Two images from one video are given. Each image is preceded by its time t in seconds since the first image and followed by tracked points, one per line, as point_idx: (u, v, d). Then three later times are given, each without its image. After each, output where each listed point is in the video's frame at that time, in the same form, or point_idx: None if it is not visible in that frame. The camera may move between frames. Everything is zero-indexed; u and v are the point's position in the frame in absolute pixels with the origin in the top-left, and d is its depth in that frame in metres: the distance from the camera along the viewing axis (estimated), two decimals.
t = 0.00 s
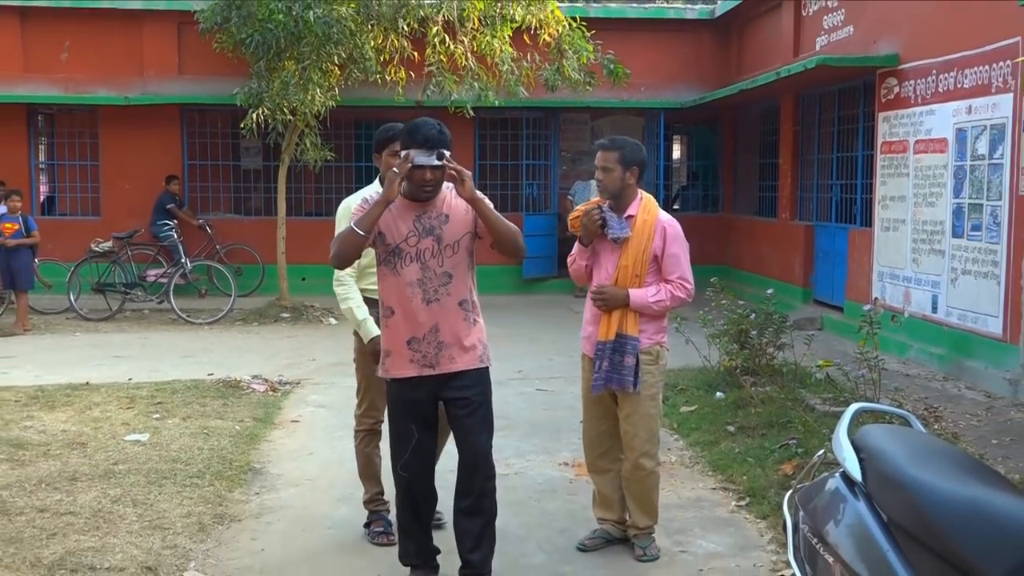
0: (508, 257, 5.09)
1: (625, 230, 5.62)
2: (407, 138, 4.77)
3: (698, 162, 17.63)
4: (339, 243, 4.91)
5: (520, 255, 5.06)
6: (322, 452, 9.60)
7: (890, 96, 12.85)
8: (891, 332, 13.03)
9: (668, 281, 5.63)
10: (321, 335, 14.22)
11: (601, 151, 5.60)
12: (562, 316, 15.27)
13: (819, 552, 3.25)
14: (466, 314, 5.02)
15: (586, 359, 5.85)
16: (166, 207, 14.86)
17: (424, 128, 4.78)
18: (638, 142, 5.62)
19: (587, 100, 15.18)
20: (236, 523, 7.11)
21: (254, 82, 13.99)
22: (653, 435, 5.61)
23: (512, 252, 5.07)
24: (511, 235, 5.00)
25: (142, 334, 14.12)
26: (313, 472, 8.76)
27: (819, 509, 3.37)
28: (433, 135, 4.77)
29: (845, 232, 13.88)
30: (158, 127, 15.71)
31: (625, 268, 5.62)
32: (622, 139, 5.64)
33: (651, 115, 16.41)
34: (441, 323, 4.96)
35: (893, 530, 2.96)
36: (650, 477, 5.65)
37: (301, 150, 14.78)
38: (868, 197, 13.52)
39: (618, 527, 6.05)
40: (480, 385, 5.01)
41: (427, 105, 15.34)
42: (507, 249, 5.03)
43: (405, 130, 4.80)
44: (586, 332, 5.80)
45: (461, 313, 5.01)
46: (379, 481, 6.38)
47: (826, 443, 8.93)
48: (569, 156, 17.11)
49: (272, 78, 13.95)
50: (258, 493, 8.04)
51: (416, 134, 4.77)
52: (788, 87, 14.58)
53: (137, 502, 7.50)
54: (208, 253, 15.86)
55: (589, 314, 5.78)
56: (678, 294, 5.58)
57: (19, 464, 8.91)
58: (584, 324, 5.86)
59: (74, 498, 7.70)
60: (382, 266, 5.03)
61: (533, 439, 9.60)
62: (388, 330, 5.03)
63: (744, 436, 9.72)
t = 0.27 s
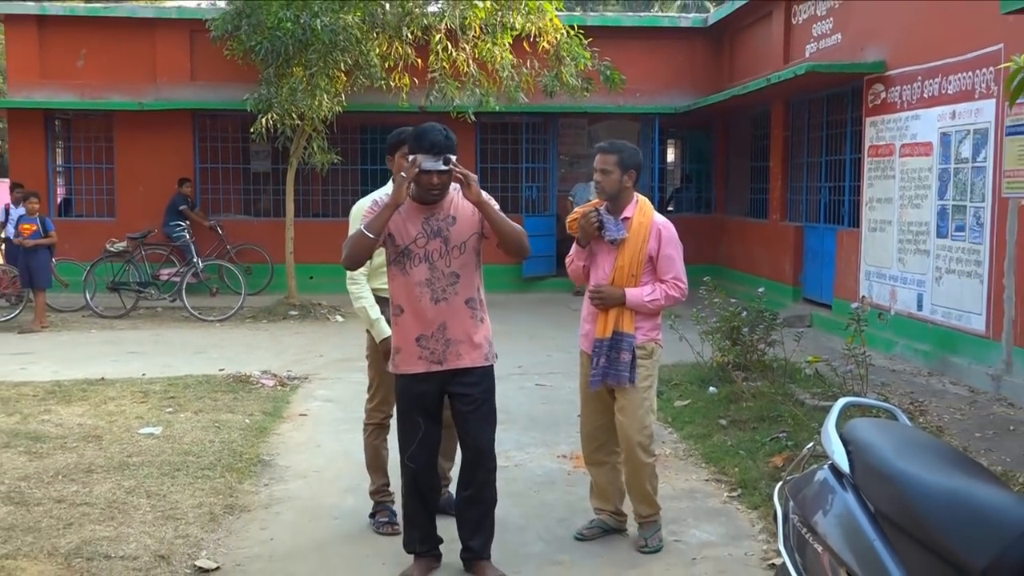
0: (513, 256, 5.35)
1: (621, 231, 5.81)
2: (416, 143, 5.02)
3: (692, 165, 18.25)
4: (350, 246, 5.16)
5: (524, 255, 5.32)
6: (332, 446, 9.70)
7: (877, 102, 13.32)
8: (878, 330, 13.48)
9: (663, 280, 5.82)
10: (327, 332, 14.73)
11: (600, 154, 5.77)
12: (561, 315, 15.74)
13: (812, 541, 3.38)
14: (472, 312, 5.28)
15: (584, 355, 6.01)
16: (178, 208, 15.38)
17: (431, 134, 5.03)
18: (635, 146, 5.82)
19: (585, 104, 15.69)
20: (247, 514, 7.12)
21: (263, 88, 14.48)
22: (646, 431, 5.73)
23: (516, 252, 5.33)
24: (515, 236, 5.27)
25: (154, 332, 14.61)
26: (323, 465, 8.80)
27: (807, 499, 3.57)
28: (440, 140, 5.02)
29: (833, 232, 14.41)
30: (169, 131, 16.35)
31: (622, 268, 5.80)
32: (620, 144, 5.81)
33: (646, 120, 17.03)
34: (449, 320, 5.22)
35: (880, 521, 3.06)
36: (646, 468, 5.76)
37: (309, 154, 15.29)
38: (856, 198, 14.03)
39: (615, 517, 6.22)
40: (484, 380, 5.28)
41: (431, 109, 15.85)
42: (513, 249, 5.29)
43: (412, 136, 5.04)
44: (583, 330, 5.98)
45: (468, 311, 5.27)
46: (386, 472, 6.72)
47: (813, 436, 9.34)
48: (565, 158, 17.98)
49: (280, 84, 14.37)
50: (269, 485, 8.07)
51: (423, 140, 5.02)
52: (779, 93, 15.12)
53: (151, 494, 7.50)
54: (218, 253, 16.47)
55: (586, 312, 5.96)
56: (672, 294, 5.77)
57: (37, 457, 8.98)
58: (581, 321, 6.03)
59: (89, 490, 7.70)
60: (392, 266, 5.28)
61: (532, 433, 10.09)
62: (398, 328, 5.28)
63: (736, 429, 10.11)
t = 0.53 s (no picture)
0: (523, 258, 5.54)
1: (623, 232, 5.82)
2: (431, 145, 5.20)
3: (686, 168, 18.85)
4: (366, 244, 5.37)
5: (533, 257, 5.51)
6: (334, 440, 10.09)
7: (867, 105, 13.71)
8: (868, 327, 13.85)
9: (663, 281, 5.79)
10: (333, 330, 15.16)
11: (606, 155, 5.81)
12: (560, 313, 16.15)
13: (802, 534, 3.27)
14: (483, 311, 5.47)
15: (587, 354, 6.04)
16: (188, 208, 15.84)
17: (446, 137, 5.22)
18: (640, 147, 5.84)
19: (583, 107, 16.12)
20: (254, 506, 7.28)
21: (270, 93, 14.87)
22: (654, 428, 5.76)
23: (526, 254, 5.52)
24: (525, 238, 5.45)
25: (165, 329, 15.05)
26: (326, 458, 9.09)
27: (800, 490, 3.42)
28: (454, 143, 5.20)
29: (824, 232, 14.84)
30: (179, 135, 16.88)
31: (622, 268, 5.81)
32: (625, 145, 5.85)
33: (642, 123, 17.54)
34: (459, 318, 5.40)
35: (870, 513, 2.97)
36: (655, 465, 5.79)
37: (315, 155, 15.73)
38: (846, 199, 14.45)
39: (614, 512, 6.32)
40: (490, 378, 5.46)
41: (433, 112, 16.30)
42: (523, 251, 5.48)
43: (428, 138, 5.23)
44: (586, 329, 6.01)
45: (478, 310, 5.45)
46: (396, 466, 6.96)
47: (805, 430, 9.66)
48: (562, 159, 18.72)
49: (287, 88, 14.77)
50: (273, 477, 8.33)
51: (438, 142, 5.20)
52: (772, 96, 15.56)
53: (160, 487, 7.69)
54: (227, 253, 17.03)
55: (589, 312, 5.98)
56: (671, 294, 5.74)
57: (51, 450, 9.25)
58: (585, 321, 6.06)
59: (101, 482, 7.89)
60: (406, 264, 5.48)
61: (532, 427, 10.51)
62: (409, 324, 5.46)
63: (730, 424, 10.43)
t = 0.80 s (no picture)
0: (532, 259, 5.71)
1: (633, 233, 5.91)
2: (445, 148, 5.36)
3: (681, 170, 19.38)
4: (380, 244, 5.52)
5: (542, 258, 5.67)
6: (337, 436, 10.43)
7: (859, 109, 14.02)
8: (861, 326, 14.15)
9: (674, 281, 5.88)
10: (336, 329, 15.48)
11: (615, 158, 5.92)
12: (559, 313, 16.46)
13: (795, 528, 3.40)
14: (492, 311, 5.63)
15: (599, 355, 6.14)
16: (194, 211, 16.21)
17: (460, 140, 5.37)
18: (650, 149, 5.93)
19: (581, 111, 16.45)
20: (259, 501, 7.53)
21: (275, 96, 15.18)
22: (664, 430, 5.90)
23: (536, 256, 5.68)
24: (536, 240, 5.61)
25: (172, 328, 15.39)
26: (330, 455, 9.42)
27: (795, 484, 3.58)
28: (468, 146, 5.36)
29: (817, 233, 15.16)
30: (186, 139, 17.24)
31: (633, 270, 5.90)
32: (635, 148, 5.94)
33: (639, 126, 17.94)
34: (470, 318, 5.57)
35: (859, 506, 3.08)
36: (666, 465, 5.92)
37: (319, 158, 16.06)
38: (839, 201, 14.77)
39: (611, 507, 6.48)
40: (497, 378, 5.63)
41: (435, 116, 16.63)
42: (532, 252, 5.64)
43: (442, 141, 5.39)
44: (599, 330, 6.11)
45: (489, 310, 5.62)
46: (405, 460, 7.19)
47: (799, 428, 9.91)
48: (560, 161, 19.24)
49: (291, 92, 15.04)
50: (278, 473, 8.61)
51: (452, 145, 5.36)
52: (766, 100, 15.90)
53: (168, 483, 7.97)
54: (232, 254, 17.44)
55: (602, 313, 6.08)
56: (681, 295, 5.82)
57: (61, 446, 9.58)
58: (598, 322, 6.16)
59: (109, 478, 8.18)
60: (418, 263, 5.63)
61: (531, 425, 10.84)
62: (421, 322, 5.63)
63: (725, 421, 10.70)
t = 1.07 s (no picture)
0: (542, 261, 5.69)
1: (641, 234, 5.93)
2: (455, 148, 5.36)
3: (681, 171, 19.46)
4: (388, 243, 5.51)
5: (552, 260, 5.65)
6: (338, 435, 10.48)
7: (858, 110, 14.07)
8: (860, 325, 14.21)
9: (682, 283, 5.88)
10: (336, 329, 15.53)
11: (625, 158, 5.96)
12: (558, 313, 16.51)
13: (795, 528, 3.40)
14: (501, 313, 5.62)
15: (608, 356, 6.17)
16: (195, 211, 16.27)
17: (470, 141, 5.37)
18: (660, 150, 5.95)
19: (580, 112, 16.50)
20: (259, 501, 7.57)
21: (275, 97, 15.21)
22: (671, 431, 5.93)
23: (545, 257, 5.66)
24: (545, 242, 5.60)
25: (172, 328, 15.42)
26: (330, 454, 9.46)
27: (794, 483, 3.60)
28: (478, 147, 5.36)
29: (816, 234, 15.20)
30: (186, 140, 17.29)
31: (642, 271, 5.92)
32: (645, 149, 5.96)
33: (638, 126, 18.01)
34: (478, 319, 5.56)
35: (860, 506, 3.08)
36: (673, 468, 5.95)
37: (319, 158, 16.11)
38: (838, 202, 14.82)
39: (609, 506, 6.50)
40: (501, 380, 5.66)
41: (435, 116, 16.68)
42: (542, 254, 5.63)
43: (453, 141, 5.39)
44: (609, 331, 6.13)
45: (496, 311, 5.61)
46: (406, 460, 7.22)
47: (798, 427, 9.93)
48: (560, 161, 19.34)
49: (292, 92, 15.11)
50: (279, 473, 8.65)
51: (462, 145, 5.36)
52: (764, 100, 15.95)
53: (168, 482, 8.00)
54: (233, 254, 17.51)
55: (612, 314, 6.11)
56: (690, 296, 5.83)
57: (62, 446, 9.62)
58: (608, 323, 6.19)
59: (110, 478, 8.22)
60: (427, 264, 5.62)
61: (531, 424, 10.88)
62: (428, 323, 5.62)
63: (724, 420, 10.73)
